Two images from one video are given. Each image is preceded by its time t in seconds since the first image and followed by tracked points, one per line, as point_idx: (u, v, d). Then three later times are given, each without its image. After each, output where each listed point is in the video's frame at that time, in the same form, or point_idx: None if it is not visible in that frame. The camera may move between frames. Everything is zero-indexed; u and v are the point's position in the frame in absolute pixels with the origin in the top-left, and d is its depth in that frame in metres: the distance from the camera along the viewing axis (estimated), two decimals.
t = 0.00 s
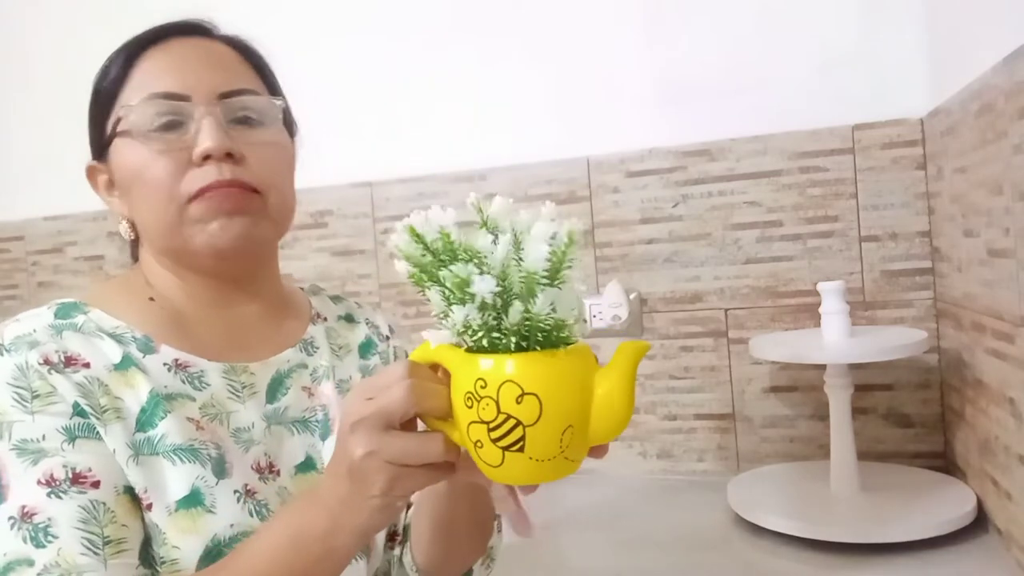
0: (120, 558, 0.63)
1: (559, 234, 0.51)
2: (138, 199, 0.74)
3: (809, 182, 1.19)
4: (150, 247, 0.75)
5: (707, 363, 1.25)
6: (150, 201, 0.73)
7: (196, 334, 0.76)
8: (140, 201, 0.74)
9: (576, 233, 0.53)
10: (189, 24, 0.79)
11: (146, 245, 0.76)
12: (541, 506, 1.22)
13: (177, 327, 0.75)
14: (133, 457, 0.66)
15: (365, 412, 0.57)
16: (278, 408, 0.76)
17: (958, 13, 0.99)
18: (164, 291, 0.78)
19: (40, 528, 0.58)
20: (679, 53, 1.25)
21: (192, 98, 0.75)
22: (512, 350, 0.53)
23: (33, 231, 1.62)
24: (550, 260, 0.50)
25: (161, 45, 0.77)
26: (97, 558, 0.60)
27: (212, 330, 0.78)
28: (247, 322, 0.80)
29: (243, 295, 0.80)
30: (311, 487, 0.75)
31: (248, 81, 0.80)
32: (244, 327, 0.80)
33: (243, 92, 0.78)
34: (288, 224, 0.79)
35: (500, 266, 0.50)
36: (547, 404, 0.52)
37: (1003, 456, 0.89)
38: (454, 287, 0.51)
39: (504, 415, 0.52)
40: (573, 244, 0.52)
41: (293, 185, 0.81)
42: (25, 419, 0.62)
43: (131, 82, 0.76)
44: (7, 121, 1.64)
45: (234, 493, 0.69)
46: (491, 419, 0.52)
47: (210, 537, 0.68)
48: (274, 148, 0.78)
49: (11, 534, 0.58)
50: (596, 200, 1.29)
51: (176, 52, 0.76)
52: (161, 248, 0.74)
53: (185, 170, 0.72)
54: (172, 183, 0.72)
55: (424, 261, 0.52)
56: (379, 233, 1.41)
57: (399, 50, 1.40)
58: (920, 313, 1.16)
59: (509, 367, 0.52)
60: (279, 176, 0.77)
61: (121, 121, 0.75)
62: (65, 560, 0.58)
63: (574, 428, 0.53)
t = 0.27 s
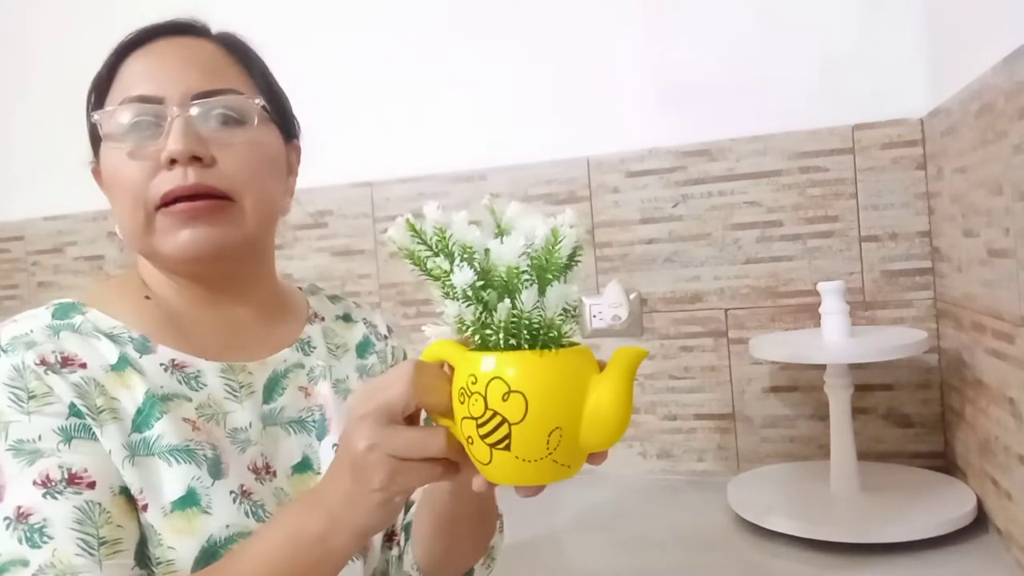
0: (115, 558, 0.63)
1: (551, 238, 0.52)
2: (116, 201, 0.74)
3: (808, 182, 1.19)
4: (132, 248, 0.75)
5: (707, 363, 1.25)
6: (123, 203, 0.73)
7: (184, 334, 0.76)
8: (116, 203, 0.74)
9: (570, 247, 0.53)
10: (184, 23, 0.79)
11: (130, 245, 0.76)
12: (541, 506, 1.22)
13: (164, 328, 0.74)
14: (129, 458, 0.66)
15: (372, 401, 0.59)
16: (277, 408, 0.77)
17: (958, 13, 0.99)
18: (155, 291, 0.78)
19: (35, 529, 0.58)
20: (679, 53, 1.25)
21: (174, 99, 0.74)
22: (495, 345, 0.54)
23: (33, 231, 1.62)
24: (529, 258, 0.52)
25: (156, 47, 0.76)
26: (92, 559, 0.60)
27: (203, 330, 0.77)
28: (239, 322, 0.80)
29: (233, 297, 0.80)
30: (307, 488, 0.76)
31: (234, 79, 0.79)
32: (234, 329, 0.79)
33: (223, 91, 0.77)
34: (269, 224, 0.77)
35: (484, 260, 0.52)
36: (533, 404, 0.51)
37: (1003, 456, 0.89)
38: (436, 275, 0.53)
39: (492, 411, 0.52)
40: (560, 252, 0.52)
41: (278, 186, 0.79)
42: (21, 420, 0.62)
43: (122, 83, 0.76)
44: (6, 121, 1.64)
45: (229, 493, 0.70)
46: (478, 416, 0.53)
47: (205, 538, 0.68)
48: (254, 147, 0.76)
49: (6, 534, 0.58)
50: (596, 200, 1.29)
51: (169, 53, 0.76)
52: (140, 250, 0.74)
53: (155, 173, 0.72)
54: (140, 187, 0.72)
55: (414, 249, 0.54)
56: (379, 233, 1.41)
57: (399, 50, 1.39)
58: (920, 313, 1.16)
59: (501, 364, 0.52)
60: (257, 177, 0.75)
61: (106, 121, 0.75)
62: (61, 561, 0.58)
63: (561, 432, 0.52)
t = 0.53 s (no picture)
0: (113, 558, 0.63)
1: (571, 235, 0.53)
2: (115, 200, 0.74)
3: (808, 182, 1.19)
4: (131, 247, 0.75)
5: (707, 363, 1.25)
6: (122, 202, 0.73)
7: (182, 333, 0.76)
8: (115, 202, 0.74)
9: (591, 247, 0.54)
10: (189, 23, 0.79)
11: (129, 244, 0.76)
12: (541, 506, 1.22)
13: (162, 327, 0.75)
14: (127, 459, 0.66)
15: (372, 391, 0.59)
16: (276, 408, 0.77)
17: (958, 13, 0.99)
18: (153, 290, 0.78)
19: (32, 530, 0.59)
20: (680, 53, 1.25)
21: (177, 99, 0.74)
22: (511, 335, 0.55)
23: (33, 231, 1.62)
24: (537, 250, 0.53)
25: (160, 47, 0.76)
26: (89, 560, 0.61)
27: (200, 329, 0.77)
28: (237, 323, 0.80)
29: (232, 297, 0.80)
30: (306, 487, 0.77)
31: (235, 81, 0.79)
32: (232, 328, 0.79)
33: (225, 92, 0.77)
34: (269, 225, 0.78)
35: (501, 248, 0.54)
36: (539, 393, 0.53)
37: (1003, 456, 0.89)
38: (455, 262, 0.55)
39: (500, 399, 0.53)
40: (572, 250, 0.53)
41: (279, 187, 0.79)
42: (19, 420, 0.62)
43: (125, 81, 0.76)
44: (6, 121, 1.64)
45: (228, 493, 0.70)
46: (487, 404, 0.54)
47: (204, 537, 0.69)
48: (255, 149, 0.76)
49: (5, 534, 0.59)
50: (596, 200, 1.29)
51: (173, 53, 0.76)
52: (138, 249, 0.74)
53: (155, 174, 0.72)
54: (140, 187, 0.72)
55: (437, 237, 0.55)
56: (379, 233, 1.41)
57: (399, 50, 1.39)
58: (920, 313, 1.16)
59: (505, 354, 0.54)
60: (258, 178, 0.75)
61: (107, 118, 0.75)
62: (57, 562, 0.59)
63: (558, 423, 0.53)
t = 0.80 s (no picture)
0: (107, 550, 0.62)
1: (583, 221, 0.65)
2: (139, 201, 0.75)
3: (809, 182, 1.19)
4: (149, 248, 0.76)
5: (707, 363, 1.25)
6: (152, 204, 0.74)
7: (186, 331, 0.77)
8: (140, 203, 0.75)
9: (602, 230, 0.65)
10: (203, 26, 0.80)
11: (144, 242, 0.76)
12: (541, 506, 1.22)
13: (169, 326, 0.76)
14: (127, 448, 0.66)
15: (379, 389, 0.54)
16: (272, 397, 0.78)
17: (958, 13, 0.99)
18: (152, 287, 0.78)
19: (27, 522, 0.58)
20: (680, 53, 1.25)
21: (206, 105, 0.76)
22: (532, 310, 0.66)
23: (33, 232, 1.62)
24: (553, 236, 0.64)
25: (184, 51, 0.77)
26: (83, 551, 0.60)
27: (206, 331, 0.79)
28: (235, 322, 0.82)
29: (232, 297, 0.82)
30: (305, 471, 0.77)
31: (259, 91, 0.82)
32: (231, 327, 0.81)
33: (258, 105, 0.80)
34: (289, 234, 0.82)
35: (523, 233, 0.65)
36: (558, 369, 0.64)
37: (1003, 456, 0.89)
38: (477, 249, 0.67)
39: (522, 373, 0.65)
40: (587, 234, 0.64)
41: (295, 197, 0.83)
42: (14, 412, 0.61)
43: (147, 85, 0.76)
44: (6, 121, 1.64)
45: (232, 479, 0.71)
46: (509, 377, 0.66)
47: (209, 525, 0.68)
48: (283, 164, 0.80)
49: None
50: (596, 200, 1.29)
51: (195, 58, 0.77)
52: (163, 252, 0.75)
53: (198, 181, 0.74)
54: (183, 194, 0.73)
55: (461, 227, 0.68)
56: (379, 233, 1.41)
57: (399, 50, 1.39)
58: (920, 313, 1.16)
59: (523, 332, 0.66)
60: (286, 190, 0.80)
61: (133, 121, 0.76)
62: (52, 553, 0.58)
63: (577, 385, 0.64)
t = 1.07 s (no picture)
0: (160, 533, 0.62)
1: (587, 210, 0.63)
2: (158, 200, 0.74)
3: (808, 182, 1.19)
4: (159, 246, 0.76)
5: (707, 363, 1.25)
6: (175, 204, 0.74)
7: (193, 328, 0.78)
8: (160, 203, 0.74)
9: (603, 222, 0.62)
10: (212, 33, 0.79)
11: (154, 241, 0.76)
12: (541, 506, 1.22)
13: (179, 325, 0.76)
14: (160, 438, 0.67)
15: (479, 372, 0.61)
16: (281, 389, 0.80)
17: (958, 13, 0.99)
18: (153, 284, 0.78)
19: (79, 507, 0.56)
20: (680, 53, 1.25)
21: (218, 106, 0.76)
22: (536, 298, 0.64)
23: (33, 231, 1.62)
24: (554, 228, 0.62)
25: (189, 59, 0.76)
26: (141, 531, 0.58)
27: (207, 326, 0.79)
28: (234, 318, 0.83)
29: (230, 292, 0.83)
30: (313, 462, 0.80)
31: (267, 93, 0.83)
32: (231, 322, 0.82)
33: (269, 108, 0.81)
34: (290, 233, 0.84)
35: (525, 222, 0.63)
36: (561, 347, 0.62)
37: (1002, 456, 0.89)
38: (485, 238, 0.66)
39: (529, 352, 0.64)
40: (589, 227, 0.62)
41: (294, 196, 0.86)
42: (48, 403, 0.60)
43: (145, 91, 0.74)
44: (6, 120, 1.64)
45: (259, 468, 0.72)
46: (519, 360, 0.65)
47: (243, 510, 0.70)
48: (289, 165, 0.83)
49: (46, 516, 0.56)
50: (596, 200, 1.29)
51: (201, 66, 0.76)
52: (177, 249, 0.76)
53: (223, 182, 0.75)
54: (209, 194, 0.74)
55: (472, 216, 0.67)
56: (379, 233, 1.41)
57: (399, 50, 1.39)
58: (920, 313, 1.16)
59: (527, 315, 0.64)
60: (291, 191, 0.83)
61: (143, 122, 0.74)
62: (109, 535, 0.56)
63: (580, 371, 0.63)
